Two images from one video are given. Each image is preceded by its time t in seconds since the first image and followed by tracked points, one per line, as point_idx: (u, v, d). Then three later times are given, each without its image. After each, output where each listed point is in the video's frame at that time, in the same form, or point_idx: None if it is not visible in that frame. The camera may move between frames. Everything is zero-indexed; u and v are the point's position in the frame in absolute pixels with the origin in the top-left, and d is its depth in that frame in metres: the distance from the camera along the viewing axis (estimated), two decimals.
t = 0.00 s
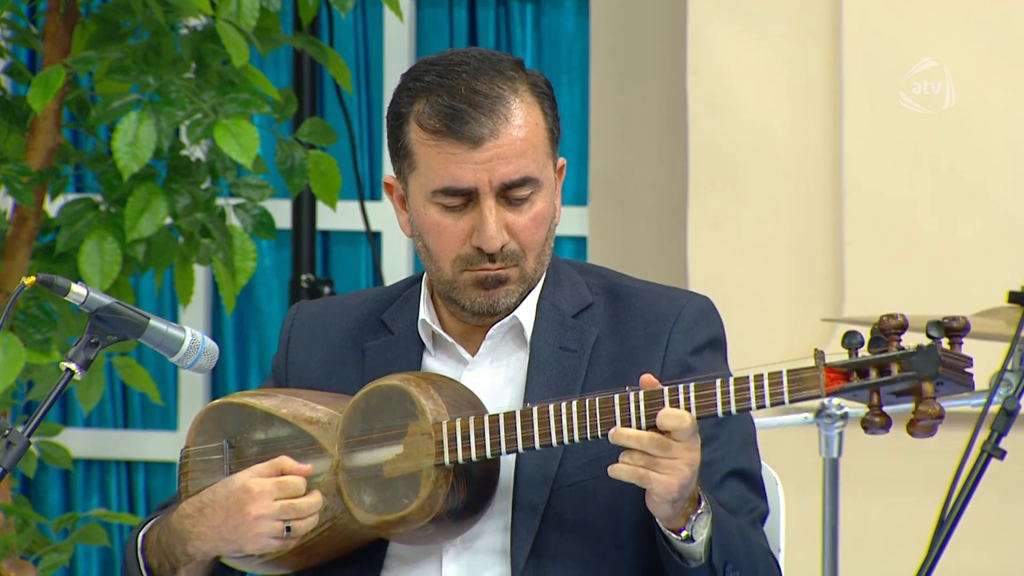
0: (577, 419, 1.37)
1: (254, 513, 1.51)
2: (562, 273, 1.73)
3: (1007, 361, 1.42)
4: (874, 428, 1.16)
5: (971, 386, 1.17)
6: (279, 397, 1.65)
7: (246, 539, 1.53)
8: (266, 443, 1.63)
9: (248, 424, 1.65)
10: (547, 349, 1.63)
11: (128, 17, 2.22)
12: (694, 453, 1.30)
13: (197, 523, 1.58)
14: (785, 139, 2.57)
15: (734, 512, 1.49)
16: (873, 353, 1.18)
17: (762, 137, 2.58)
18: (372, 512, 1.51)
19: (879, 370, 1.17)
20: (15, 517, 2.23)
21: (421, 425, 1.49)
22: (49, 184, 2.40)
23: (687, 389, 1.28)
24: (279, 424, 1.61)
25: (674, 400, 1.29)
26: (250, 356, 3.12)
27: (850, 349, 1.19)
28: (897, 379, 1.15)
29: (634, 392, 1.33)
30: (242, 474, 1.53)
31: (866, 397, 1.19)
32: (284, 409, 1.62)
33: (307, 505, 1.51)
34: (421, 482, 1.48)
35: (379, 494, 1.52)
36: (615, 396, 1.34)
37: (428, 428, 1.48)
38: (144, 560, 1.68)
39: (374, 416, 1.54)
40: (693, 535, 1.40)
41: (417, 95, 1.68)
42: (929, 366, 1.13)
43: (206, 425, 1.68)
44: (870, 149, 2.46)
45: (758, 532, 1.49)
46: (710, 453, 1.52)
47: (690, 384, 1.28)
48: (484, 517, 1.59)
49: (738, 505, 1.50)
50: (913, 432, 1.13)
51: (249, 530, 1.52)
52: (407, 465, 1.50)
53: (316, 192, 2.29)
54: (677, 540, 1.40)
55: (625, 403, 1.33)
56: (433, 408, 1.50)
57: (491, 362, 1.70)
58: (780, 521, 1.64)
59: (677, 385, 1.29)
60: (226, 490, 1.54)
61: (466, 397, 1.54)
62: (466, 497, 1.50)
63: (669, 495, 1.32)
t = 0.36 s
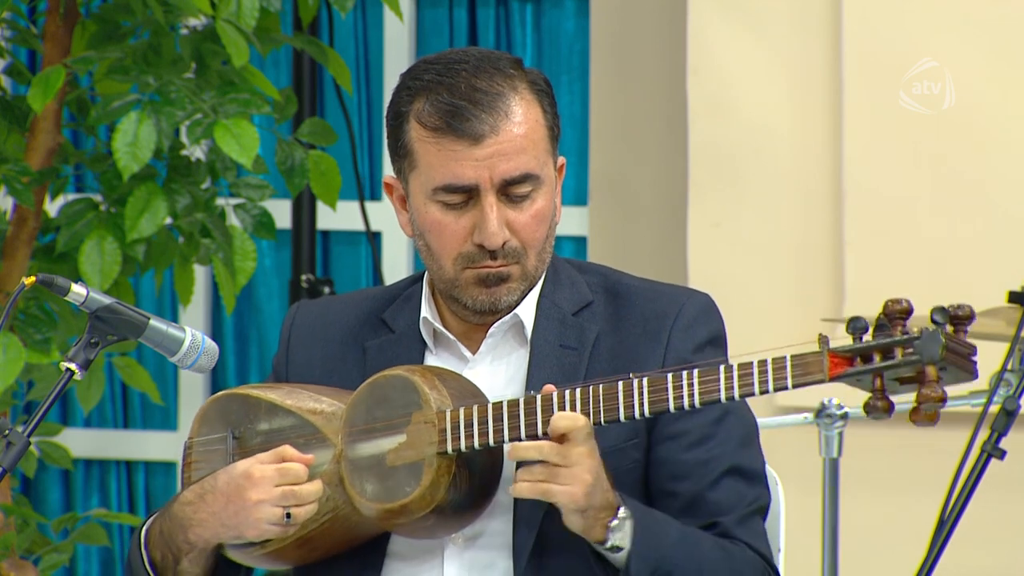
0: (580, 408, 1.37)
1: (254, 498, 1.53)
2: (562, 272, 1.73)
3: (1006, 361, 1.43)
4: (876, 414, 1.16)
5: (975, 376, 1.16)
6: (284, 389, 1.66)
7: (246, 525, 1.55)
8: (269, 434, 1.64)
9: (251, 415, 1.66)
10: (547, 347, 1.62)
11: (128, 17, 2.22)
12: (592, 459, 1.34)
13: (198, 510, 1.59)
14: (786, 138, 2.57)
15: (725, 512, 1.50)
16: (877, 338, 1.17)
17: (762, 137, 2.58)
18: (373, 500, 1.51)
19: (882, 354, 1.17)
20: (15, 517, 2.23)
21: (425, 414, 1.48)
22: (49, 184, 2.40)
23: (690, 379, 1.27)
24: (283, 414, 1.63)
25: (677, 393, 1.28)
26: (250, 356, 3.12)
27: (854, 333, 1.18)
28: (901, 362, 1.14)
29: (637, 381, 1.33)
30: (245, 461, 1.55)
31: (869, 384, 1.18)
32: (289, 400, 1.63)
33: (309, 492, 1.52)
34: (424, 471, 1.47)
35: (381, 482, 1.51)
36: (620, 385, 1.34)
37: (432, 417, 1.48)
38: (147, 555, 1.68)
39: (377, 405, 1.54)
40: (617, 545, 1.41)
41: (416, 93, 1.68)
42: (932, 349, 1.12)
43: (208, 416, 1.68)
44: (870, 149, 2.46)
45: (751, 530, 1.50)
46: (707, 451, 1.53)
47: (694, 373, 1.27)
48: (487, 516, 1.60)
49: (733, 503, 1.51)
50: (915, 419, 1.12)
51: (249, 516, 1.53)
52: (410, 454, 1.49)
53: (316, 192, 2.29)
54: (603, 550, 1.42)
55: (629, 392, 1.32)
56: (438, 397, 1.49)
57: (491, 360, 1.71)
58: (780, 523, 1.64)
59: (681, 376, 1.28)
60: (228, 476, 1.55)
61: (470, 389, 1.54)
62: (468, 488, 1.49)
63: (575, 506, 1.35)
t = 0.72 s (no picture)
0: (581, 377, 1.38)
1: (251, 479, 1.53)
2: (556, 269, 1.73)
3: (1005, 362, 1.46)
4: (878, 377, 1.16)
5: (978, 345, 1.14)
6: (285, 377, 1.68)
7: (242, 506, 1.54)
8: (269, 419, 1.64)
9: (252, 402, 1.67)
10: (540, 344, 1.63)
11: (128, 17, 2.22)
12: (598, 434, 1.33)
13: (194, 491, 1.59)
14: (785, 138, 2.57)
15: (710, 510, 1.51)
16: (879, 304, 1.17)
17: (762, 137, 2.58)
18: (372, 480, 1.51)
19: (884, 320, 1.16)
20: (15, 516, 2.23)
21: (425, 393, 1.50)
22: (49, 183, 2.40)
23: (690, 348, 1.28)
24: (283, 399, 1.63)
25: (678, 363, 1.29)
26: (250, 355, 3.12)
27: (855, 301, 1.17)
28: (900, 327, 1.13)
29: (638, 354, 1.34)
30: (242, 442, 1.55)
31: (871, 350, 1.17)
32: (290, 385, 1.64)
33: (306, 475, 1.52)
34: (423, 450, 1.49)
35: (380, 462, 1.52)
36: (620, 357, 1.35)
37: (432, 396, 1.49)
38: (143, 540, 1.68)
39: (378, 387, 1.56)
40: (606, 523, 1.41)
41: (406, 93, 1.69)
42: (933, 314, 1.11)
43: (209, 402, 1.69)
44: (869, 148, 2.46)
45: (736, 529, 1.50)
46: (695, 448, 1.53)
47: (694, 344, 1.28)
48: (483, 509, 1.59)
49: (719, 502, 1.51)
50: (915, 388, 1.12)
51: (246, 496, 1.53)
52: (409, 433, 1.50)
53: (316, 191, 2.29)
54: (592, 527, 1.42)
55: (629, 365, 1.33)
56: (438, 378, 1.51)
57: (485, 357, 1.70)
58: (780, 523, 1.64)
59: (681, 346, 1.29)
60: (224, 457, 1.55)
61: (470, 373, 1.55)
62: (466, 471, 1.50)
63: (573, 477, 1.34)
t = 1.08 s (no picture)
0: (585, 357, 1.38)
1: (251, 458, 1.51)
2: (549, 266, 1.73)
3: (1007, 360, 1.42)
4: (883, 348, 1.15)
5: (982, 318, 1.16)
6: (285, 368, 1.68)
7: (242, 486, 1.53)
8: (270, 409, 1.64)
9: (252, 393, 1.66)
10: (534, 341, 1.63)
11: (128, 16, 2.22)
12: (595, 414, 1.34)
13: (195, 474, 1.59)
14: (785, 138, 2.57)
15: (704, 503, 1.51)
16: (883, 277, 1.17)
17: (762, 136, 2.58)
18: (372, 464, 1.51)
19: (889, 291, 1.17)
20: (15, 516, 2.23)
21: (427, 377, 1.52)
22: (50, 183, 2.40)
23: (695, 325, 1.29)
24: (284, 388, 1.63)
25: (682, 339, 1.29)
26: (250, 354, 3.12)
27: (861, 274, 1.19)
28: (906, 296, 1.14)
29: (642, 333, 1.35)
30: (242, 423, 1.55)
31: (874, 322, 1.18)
32: (290, 375, 1.64)
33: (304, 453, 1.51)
34: (425, 433, 1.50)
35: (382, 447, 1.52)
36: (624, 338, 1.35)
37: (434, 380, 1.51)
38: (142, 529, 1.67)
39: (379, 373, 1.57)
40: (597, 503, 1.42)
41: (394, 95, 1.69)
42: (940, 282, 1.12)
43: (210, 394, 1.69)
44: (869, 148, 2.46)
45: (729, 521, 1.50)
46: (687, 441, 1.53)
47: (698, 320, 1.29)
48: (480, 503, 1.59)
49: (713, 494, 1.51)
50: (919, 359, 1.12)
51: (246, 475, 1.52)
52: (411, 418, 1.52)
53: (316, 191, 2.29)
54: (582, 507, 1.42)
55: (633, 343, 1.34)
56: (440, 362, 1.53)
57: (481, 353, 1.70)
58: (780, 523, 1.63)
59: (685, 323, 1.30)
60: (224, 439, 1.55)
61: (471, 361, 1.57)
62: (467, 457, 1.51)
63: (565, 452, 1.35)
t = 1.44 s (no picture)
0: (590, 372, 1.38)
1: (257, 478, 1.55)
2: (543, 267, 1.73)
3: (1007, 360, 1.41)
4: (891, 359, 1.17)
5: (988, 326, 1.17)
6: (282, 379, 1.67)
7: (249, 504, 1.57)
8: (270, 422, 1.64)
9: (251, 407, 1.66)
10: (530, 342, 1.63)
11: (128, 17, 2.22)
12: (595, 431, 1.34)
13: (198, 495, 1.60)
14: (785, 138, 2.57)
15: (706, 504, 1.51)
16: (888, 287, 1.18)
17: (762, 137, 2.58)
18: (377, 479, 1.51)
19: (896, 302, 1.17)
20: (15, 517, 2.23)
21: (428, 391, 1.51)
22: (50, 184, 2.40)
23: (700, 338, 1.29)
24: (283, 401, 1.63)
25: (687, 352, 1.29)
26: (250, 354, 3.12)
27: (866, 285, 1.19)
28: (914, 308, 1.14)
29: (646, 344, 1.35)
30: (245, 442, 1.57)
31: (882, 332, 1.19)
32: (289, 388, 1.64)
33: (303, 457, 1.55)
34: (429, 447, 1.50)
35: (386, 461, 1.52)
36: (629, 349, 1.35)
37: (436, 393, 1.50)
38: (145, 550, 1.67)
39: (379, 386, 1.56)
40: (598, 510, 1.42)
41: (389, 96, 1.69)
42: (947, 293, 1.13)
43: (207, 408, 1.68)
44: (869, 148, 2.46)
45: (731, 522, 1.50)
46: (688, 442, 1.53)
47: (703, 332, 1.29)
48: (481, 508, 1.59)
49: (714, 495, 1.51)
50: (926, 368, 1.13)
51: (252, 495, 1.56)
52: (414, 432, 1.51)
53: (316, 191, 2.29)
54: (584, 514, 1.43)
55: (637, 355, 1.34)
56: (441, 374, 1.52)
57: (477, 357, 1.70)
58: (780, 524, 1.64)
59: (690, 336, 1.30)
60: (229, 456, 1.57)
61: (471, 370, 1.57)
62: (471, 468, 1.51)
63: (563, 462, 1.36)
